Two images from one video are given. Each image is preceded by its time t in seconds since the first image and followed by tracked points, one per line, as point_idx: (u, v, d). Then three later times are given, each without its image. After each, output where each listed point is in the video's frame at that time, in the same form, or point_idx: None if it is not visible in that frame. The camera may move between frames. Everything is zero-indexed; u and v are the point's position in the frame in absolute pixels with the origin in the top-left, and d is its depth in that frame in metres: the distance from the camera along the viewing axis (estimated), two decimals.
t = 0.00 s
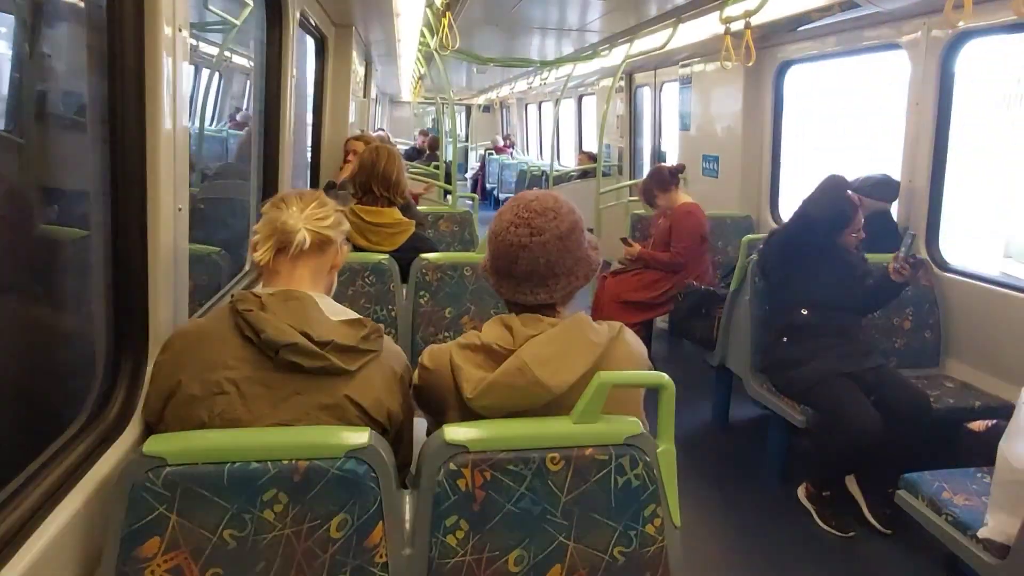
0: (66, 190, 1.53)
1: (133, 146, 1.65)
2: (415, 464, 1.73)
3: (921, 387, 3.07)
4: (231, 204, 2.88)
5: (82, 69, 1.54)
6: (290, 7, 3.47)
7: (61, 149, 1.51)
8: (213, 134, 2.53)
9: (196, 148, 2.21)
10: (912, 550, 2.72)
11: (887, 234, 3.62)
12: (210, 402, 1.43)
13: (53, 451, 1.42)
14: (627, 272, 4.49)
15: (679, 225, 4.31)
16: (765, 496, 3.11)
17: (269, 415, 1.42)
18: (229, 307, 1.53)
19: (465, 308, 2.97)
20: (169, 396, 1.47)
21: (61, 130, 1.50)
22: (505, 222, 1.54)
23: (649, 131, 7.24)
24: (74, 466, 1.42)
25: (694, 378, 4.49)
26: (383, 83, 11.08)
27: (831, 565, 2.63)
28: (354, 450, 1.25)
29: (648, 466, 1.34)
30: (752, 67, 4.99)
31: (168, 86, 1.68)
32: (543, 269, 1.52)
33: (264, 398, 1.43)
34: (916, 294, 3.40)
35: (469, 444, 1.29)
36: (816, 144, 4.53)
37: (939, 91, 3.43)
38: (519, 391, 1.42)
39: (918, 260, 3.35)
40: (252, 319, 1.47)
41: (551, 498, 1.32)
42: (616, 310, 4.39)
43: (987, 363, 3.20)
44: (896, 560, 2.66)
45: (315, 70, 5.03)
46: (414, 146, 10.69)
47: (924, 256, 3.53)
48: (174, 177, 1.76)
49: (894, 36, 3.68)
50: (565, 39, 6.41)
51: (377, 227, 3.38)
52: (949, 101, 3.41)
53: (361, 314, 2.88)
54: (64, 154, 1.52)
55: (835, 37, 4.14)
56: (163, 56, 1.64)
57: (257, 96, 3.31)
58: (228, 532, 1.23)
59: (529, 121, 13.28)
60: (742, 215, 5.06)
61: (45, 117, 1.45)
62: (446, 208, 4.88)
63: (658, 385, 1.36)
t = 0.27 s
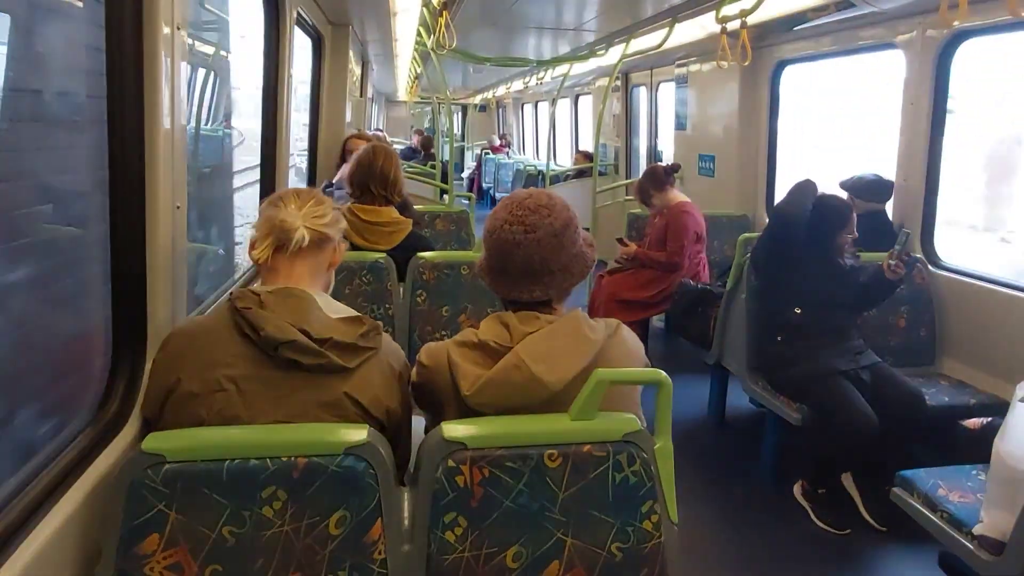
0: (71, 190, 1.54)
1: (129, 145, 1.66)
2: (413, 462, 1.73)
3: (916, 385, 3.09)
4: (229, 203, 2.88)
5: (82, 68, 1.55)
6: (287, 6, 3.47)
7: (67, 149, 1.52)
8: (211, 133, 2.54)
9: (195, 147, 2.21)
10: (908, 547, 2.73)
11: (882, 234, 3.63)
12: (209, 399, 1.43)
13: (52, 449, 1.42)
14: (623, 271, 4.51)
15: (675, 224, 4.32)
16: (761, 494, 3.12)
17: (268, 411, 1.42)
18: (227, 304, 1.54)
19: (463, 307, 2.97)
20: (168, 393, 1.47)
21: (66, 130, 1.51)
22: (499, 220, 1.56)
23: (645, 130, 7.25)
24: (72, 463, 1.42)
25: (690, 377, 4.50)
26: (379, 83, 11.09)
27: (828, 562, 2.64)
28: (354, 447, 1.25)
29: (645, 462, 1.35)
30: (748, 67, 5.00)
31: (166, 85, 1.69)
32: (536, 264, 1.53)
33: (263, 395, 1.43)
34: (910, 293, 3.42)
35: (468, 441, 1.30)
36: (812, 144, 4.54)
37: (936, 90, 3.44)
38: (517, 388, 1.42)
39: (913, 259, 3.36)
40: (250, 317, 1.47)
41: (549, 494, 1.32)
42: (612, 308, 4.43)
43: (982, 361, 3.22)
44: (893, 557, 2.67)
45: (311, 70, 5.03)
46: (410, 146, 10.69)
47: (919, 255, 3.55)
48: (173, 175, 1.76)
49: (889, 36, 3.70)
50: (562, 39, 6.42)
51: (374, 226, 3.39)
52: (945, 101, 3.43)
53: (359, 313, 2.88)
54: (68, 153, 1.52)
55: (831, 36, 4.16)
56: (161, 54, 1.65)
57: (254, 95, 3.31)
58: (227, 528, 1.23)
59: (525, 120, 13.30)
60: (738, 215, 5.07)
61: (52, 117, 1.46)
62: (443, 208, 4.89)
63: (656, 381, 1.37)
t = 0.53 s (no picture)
0: (60, 191, 1.58)
1: (122, 147, 1.68)
2: (408, 463, 1.74)
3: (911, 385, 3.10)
4: (224, 204, 2.88)
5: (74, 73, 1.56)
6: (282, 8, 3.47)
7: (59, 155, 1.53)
8: (206, 135, 2.54)
9: (190, 149, 2.22)
10: (902, 546, 2.74)
11: (876, 234, 3.65)
12: (203, 401, 1.43)
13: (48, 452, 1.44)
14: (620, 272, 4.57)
15: (671, 224, 4.33)
16: (756, 494, 3.12)
17: (262, 413, 1.42)
18: (222, 306, 1.54)
19: (458, 308, 2.97)
20: (162, 395, 1.47)
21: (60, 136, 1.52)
22: (499, 222, 1.55)
23: (640, 131, 7.27)
24: (67, 466, 1.44)
25: (686, 377, 4.51)
26: (374, 83, 11.08)
27: (823, 562, 2.65)
28: (348, 448, 1.26)
29: (639, 462, 1.35)
30: (743, 68, 5.02)
31: (160, 87, 1.69)
32: (535, 268, 1.53)
33: (257, 396, 1.43)
34: (905, 293, 3.42)
35: (462, 441, 1.30)
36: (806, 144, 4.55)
37: (929, 91, 3.45)
38: (511, 390, 1.42)
39: (908, 259, 3.37)
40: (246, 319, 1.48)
41: (543, 495, 1.33)
42: (608, 309, 4.47)
43: (975, 361, 3.24)
44: (887, 556, 2.68)
45: (307, 71, 5.03)
46: (406, 147, 10.69)
47: (913, 255, 3.56)
48: (168, 177, 1.78)
49: (883, 37, 3.71)
50: (557, 40, 6.42)
51: (369, 227, 3.39)
52: (938, 101, 3.45)
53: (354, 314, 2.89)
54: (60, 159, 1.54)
55: (825, 37, 4.17)
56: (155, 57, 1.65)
57: (249, 97, 3.31)
58: (221, 530, 1.23)
59: (521, 121, 13.31)
60: (733, 215, 5.06)
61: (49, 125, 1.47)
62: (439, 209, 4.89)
63: (650, 382, 1.37)
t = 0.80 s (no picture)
0: (60, 192, 1.60)
1: (113, 149, 1.70)
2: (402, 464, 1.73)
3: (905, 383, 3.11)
4: (218, 205, 2.88)
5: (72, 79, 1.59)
6: (277, 8, 3.47)
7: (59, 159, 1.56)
8: (200, 136, 2.53)
9: (184, 149, 2.21)
10: (898, 545, 2.74)
11: (871, 233, 3.65)
12: (196, 401, 1.43)
13: (41, 452, 1.45)
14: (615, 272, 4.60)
15: (666, 225, 4.34)
16: (752, 493, 3.12)
17: (255, 414, 1.42)
18: (215, 308, 1.54)
19: (453, 308, 2.97)
20: (155, 396, 1.46)
21: (60, 140, 1.55)
22: (496, 222, 1.55)
23: (636, 131, 7.27)
24: (61, 467, 1.44)
25: (682, 377, 4.51)
26: (370, 83, 11.06)
27: (818, 560, 2.66)
28: (341, 449, 1.25)
29: (633, 462, 1.35)
30: (738, 68, 5.02)
31: (151, 88, 1.71)
32: (530, 269, 1.53)
33: (250, 397, 1.43)
34: (899, 292, 3.43)
35: (455, 441, 1.30)
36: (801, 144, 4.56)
37: (923, 91, 3.46)
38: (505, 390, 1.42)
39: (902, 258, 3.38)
40: (240, 320, 1.48)
41: (536, 494, 1.33)
42: (603, 310, 4.49)
43: (970, 360, 3.24)
44: (882, 555, 2.68)
45: (302, 72, 5.02)
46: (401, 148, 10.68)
47: (907, 255, 3.57)
48: (160, 177, 1.80)
49: (877, 36, 3.72)
50: (552, 41, 6.42)
51: (364, 228, 3.39)
52: (932, 100, 3.45)
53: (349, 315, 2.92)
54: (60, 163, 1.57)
55: (820, 37, 4.18)
56: (147, 59, 1.67)
57: (244, 98, 3.31)
58: (213, 531, 1.23)
59: (516, 122, 13.31)
60: (729, 214, 5.03)
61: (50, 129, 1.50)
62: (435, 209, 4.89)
63: (643, 381, 1.37)
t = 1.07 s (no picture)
0: (64, 192, 1.60)
1: (113, 148, 1.71)
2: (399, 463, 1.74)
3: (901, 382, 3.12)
4: (216, 204, 2.88)
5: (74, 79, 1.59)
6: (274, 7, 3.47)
7: (64, 158, 1.57)
8: (198, 134, 2.53)
9: (181, 148, 2.21)
10: (894, 543, 2.75)
11: (867, 233, 3.66)
12: (193, 400, 1.43)
13: (38, 450, 1.45)
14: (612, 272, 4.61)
15: (662, 224, 4.34)
16: (748, 492, 3.13)
17: (251, 412, 1.42)
18: (211, 307, 1.54)
19: (450, 308, 2.97)
20: (151, 395, 1.46)
21: (46, 139, 1.46)
22: (488, 221, 1.56)
23: (633, 132, 7.28)
24: (58, 465, 1.44)
25: (679, 377, 4.52)
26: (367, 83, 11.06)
27: (815, 559, 2.66)
28: (339, 447, 1.25)
29: (630, 460, 1.35)
30: (735, 68, 5.03)
31: (148, 87, 1.72)
32: (522, 266, 1.53)
33: (246, 396, 1.43)
34: (895, 292, 3.43)
35: (453, 440, 1.30)
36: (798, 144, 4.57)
37: (920, 91, 3.47)
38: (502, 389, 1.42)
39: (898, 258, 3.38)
40: (236, 319, 1.47)
41: (534, 493, 1.33)
42: (600, 310, 4.50)
43: (965, 359, 3.26)
44: (878, 553, 2.69)
45: (299, 71, 5.02)
46: (398, 147, 10.68)
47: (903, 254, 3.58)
48: (158, 176, 1.81)
49: (874, 37, 3.73)
50: (550, 41, 6.42)
51: (361, 228, 3.39)
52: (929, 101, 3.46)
53: (346, 314, 2.93)
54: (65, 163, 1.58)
55: (817, 37, 4.19)
56: (144, 57, 1.68)
57: (241, 97, 3.31)
58: (211, 529, 1.23)
59: (514, 122, 13.31)
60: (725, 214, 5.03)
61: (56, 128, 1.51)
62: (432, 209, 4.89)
63: (640, 380, 1.37)
